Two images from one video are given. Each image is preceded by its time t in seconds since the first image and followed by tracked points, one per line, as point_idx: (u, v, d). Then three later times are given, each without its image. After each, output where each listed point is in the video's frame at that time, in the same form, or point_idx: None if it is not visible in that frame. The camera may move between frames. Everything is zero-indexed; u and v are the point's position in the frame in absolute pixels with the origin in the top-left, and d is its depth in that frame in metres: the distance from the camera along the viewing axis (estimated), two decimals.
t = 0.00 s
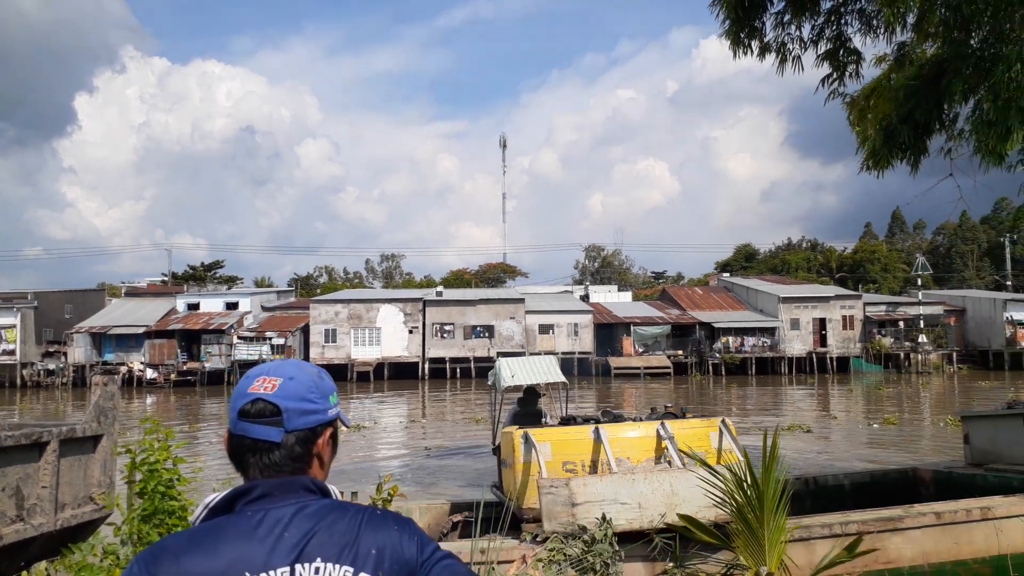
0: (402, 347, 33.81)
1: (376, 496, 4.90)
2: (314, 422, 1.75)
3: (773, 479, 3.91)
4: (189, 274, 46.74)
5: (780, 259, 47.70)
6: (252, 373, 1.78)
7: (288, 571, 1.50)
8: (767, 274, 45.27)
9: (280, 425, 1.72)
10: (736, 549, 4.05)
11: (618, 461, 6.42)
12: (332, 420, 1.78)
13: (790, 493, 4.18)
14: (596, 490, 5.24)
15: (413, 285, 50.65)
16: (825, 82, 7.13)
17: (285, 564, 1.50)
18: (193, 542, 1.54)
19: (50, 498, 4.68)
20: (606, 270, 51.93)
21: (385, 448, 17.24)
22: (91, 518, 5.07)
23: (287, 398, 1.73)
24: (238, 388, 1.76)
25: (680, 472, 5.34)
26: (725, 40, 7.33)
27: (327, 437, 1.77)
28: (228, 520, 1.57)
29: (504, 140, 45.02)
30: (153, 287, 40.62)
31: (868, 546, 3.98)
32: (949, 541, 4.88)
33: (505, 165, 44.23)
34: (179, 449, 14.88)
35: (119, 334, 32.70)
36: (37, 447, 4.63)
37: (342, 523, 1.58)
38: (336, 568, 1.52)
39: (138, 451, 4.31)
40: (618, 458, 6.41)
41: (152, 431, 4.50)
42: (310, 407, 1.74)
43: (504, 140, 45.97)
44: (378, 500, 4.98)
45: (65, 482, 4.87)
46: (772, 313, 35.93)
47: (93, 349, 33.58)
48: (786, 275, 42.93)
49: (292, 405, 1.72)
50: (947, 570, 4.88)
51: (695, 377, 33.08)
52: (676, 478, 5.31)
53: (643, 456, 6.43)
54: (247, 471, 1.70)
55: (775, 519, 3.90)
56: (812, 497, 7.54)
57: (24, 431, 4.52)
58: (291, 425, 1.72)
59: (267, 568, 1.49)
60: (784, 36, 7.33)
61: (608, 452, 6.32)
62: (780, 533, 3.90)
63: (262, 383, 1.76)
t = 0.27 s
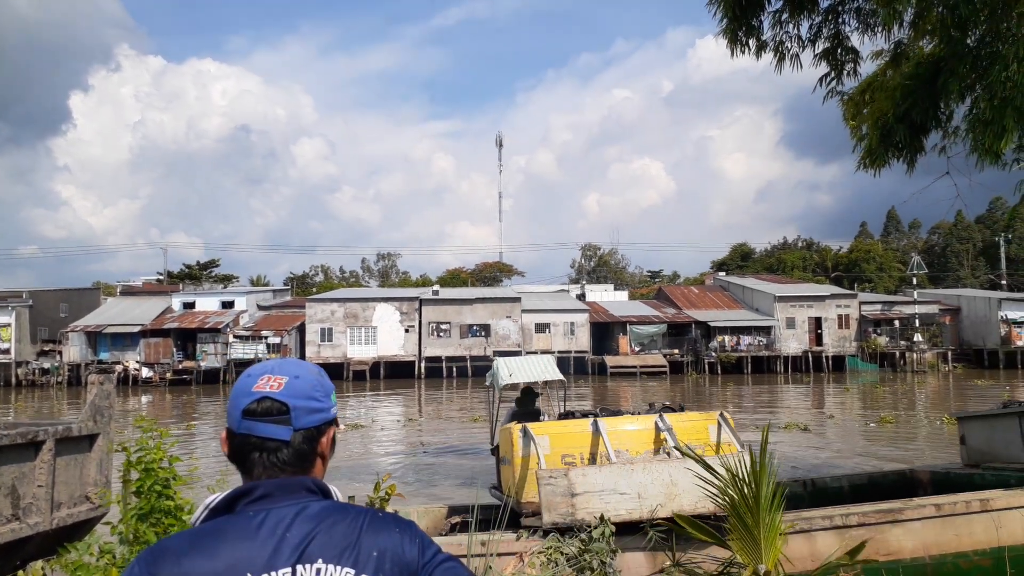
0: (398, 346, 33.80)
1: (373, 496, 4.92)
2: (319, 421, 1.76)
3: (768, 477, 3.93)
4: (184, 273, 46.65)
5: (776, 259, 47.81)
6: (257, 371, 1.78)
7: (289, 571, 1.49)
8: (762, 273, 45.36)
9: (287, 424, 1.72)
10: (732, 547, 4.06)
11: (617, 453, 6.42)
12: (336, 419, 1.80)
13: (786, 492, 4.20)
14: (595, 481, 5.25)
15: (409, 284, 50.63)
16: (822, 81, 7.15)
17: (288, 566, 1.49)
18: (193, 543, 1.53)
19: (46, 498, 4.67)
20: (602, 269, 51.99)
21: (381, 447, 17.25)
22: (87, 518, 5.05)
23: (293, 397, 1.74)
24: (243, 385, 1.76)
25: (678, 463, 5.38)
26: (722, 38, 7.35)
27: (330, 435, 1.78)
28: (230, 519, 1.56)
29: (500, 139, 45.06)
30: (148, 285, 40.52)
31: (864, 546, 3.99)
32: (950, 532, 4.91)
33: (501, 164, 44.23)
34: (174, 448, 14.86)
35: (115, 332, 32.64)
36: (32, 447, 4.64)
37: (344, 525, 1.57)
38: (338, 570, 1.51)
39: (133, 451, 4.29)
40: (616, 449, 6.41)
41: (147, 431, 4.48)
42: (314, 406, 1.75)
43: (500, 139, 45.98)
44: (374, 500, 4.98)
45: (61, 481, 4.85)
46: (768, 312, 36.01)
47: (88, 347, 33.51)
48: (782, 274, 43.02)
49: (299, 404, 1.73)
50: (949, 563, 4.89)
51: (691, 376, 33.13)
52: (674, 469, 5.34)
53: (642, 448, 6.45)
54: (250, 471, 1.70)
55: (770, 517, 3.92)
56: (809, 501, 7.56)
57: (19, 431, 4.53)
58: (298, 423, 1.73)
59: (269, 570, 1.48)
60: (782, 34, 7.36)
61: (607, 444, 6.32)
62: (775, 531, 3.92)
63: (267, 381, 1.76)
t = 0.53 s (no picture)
0: (395, 346, 33.79)
1: (372, 496, 4.93)
2: (321, 421, 1.78)
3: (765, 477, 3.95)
4: (180, 274, 46.59)
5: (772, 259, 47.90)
6: (259, 369, 1.79)
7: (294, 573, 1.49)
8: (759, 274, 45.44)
9: (293, 423, 1.74)
10: (730, 548, 4.08)
11: (617, 447, 6.44)
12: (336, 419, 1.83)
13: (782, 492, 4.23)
14: (596, 474, 5.28)
15: (406, 284, 50.63)
16: (820, 80, 7.19)
17: (292, 566, 1.49)
18: (195, 544, 1.51)
19: (42, 498, 4.67)
20: (599, 269, 52.04)
21: (377, 448, 17.25)
22: (83, 519, 5.05)
23: (298, 395, 1.75)
24: (247, 386, 1.76)
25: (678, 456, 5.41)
26: (721, 37, 7.39)
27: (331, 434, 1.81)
28: (233, 520, 1.56)
29: (496, 140, 45.08)
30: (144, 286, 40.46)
31: (861, 544, 4.00)
32: (951, 527, 4.95)
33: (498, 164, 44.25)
34: (170, 449, 14.84)
35: (111, 333, 32.59)
36: (29, 447, 4.64)
37: (347, 527, 1.58)
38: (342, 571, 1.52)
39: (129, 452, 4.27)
40: (617, 444, 6.42)
41: (143, 431, 4.48)
42: (318, 405, 1.78)
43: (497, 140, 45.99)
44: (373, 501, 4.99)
45: (57, 482, 4.86)
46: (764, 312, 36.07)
47: (83, 348, 33.46)
48: (778, 275, 43.10)
49: (305, 402, 1.75)
50: (951, 558, 4.91)
51: (687, 377, 33.16)
52: (675, 462, 5.37)
53: (642, 443, 6.46)
54: (252, 472, 1.70)
55: (768, 517, 3.94)
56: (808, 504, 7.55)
57: (15, 432, 4.53)
58: (304, 422, 1.75)
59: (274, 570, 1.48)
60: (780, 33, 7.40)
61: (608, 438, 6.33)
62: (773, 531, 3.94)
63: (270, 381, 1.77)
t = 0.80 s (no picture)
0: (391, 347, 33.76)
1: (370, 496, 4.97)
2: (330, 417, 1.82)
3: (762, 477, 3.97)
4: (175, 275, 46.47)
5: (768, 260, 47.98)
6: (272, 367, 1.78)
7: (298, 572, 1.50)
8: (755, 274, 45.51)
9: (311, 420, 1.78)
10: (728, 547, 4.10)
11: (618, 443, 6.46)
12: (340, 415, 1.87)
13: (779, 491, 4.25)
14: (597, 469, 5.30)
15: (403, 285, 50.57)
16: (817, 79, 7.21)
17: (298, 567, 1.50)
18: (203, 543, 1.52)
19: (38, 499, 4.67)
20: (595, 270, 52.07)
21: (373, 449, 17.23)
22: (79, 519, 5.05)
23: (312, 393, 1.78)
24: (264, 386, 1.75)
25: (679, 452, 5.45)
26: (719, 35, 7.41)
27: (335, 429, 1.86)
28: (239, 520, 1.56)
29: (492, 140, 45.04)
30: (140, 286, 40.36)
31: (858, 543, 4.02)
32: (952, 523, 4.97)
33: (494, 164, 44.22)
34: (166, 449, 14.80)
35: (106, 334, 32.51)
36: (25, 448, 4.64)
37: (350, 527, 1.59)
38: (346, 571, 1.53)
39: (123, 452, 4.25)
40: (618, 440, 6.45)
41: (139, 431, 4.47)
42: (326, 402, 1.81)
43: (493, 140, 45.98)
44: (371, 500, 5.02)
45: (53, 483, 4.86)
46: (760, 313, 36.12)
47: (79, 348, 33.37)
48: (774, 275, 43.16)
49: (320, 400, 1.78)
50: (952, 555, 4.94)
51: (683, 377, 33.19)
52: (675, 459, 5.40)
53: (643, 439, 6.49)
54: (264, 469, 1.70)
55: (765, 516, 3.96)
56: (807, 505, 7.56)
57: (11, 432, 4.54)
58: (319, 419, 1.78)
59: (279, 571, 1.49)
60: (778, 32, 7.42)
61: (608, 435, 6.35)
62: (770, 530, 3.96)
63: (287, 380, 1.77)
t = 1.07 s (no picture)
0: (388, 347, 33.70)
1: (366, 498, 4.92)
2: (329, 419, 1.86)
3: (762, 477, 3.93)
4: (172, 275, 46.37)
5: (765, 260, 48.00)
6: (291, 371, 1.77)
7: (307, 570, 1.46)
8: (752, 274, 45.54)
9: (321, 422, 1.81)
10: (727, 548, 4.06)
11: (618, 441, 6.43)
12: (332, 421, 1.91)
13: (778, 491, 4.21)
14: (598, 467, 5.27)
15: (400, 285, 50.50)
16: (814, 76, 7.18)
17: (307, 565, 1.46)
18: (214, 541, 1.46)
19: (33, 500, 4.62)
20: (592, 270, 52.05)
21: (370, 449, 17.17)
22: (74, 520, 5.00)
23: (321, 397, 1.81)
24: (291, 388, 1.73)
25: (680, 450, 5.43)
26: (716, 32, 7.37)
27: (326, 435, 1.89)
28: (247, 519, 1.51)
29: (490, 140, 45.00)
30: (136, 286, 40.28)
31: (858, 544, 3.98)
32: (953, 520, 4.95)
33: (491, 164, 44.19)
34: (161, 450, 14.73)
35: (103, 334, 32.42)
36: (20, 448, 4.59)
37: (355, 523, 1.56)
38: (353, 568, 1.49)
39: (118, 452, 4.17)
40: (618, 438, 6.41)
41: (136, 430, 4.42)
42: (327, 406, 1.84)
43: (490, 140, 45.96)
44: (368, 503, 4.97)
45: (49, 483, 4.81)
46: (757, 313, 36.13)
47: (75, 349, 33.28)
48: (771, 275, 43.17)
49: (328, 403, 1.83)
50: (953, 553, 4.92)
51: (680, 377, 33.19)
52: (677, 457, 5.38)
53: (644, 437, 6.46)
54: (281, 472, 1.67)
55: (764, 516, 3.92)
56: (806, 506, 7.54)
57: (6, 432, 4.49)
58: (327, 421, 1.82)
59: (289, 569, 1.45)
60: (776, 29, 7.39)
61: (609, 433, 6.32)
62: (768, 530, 3.92)
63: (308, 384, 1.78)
